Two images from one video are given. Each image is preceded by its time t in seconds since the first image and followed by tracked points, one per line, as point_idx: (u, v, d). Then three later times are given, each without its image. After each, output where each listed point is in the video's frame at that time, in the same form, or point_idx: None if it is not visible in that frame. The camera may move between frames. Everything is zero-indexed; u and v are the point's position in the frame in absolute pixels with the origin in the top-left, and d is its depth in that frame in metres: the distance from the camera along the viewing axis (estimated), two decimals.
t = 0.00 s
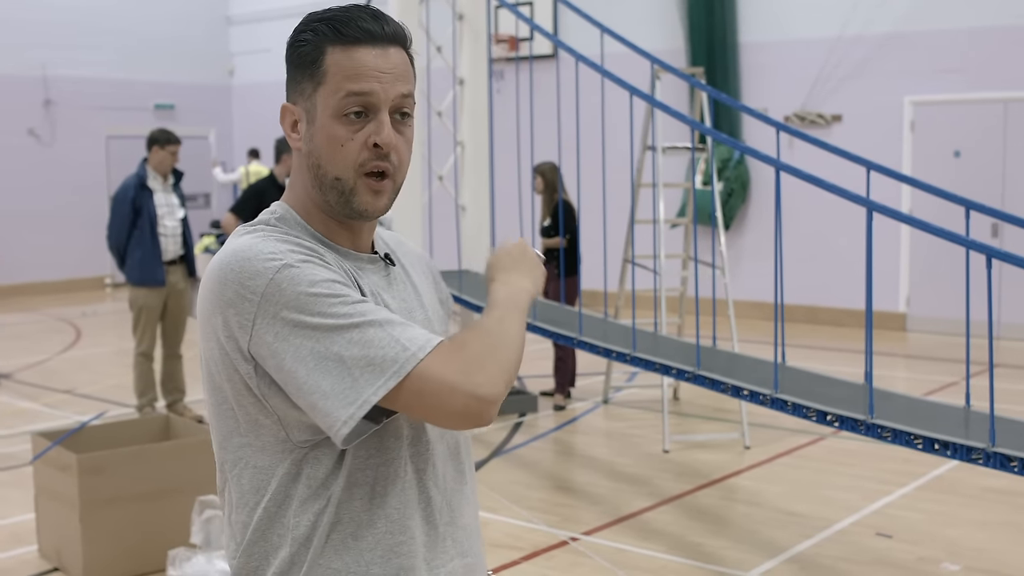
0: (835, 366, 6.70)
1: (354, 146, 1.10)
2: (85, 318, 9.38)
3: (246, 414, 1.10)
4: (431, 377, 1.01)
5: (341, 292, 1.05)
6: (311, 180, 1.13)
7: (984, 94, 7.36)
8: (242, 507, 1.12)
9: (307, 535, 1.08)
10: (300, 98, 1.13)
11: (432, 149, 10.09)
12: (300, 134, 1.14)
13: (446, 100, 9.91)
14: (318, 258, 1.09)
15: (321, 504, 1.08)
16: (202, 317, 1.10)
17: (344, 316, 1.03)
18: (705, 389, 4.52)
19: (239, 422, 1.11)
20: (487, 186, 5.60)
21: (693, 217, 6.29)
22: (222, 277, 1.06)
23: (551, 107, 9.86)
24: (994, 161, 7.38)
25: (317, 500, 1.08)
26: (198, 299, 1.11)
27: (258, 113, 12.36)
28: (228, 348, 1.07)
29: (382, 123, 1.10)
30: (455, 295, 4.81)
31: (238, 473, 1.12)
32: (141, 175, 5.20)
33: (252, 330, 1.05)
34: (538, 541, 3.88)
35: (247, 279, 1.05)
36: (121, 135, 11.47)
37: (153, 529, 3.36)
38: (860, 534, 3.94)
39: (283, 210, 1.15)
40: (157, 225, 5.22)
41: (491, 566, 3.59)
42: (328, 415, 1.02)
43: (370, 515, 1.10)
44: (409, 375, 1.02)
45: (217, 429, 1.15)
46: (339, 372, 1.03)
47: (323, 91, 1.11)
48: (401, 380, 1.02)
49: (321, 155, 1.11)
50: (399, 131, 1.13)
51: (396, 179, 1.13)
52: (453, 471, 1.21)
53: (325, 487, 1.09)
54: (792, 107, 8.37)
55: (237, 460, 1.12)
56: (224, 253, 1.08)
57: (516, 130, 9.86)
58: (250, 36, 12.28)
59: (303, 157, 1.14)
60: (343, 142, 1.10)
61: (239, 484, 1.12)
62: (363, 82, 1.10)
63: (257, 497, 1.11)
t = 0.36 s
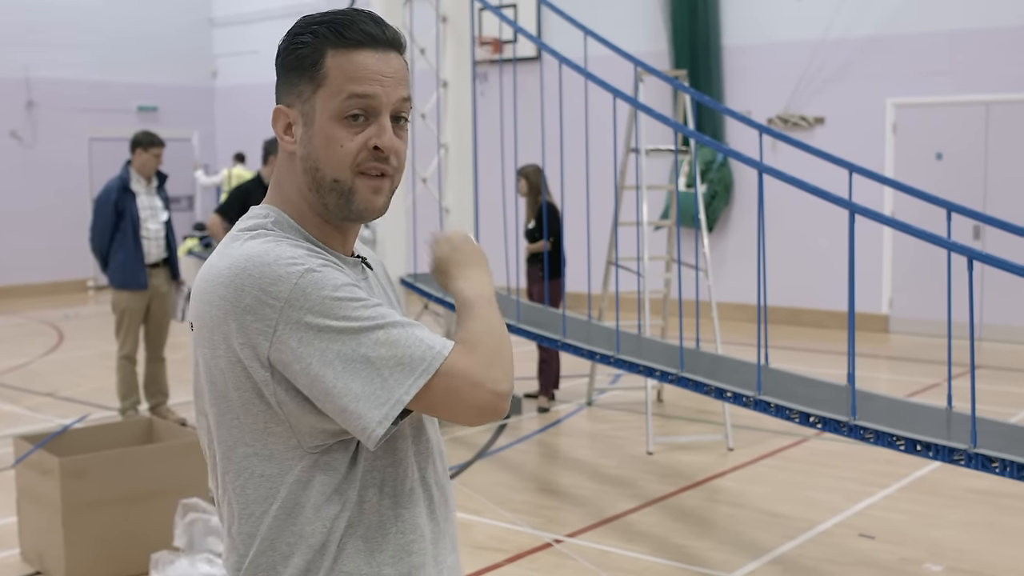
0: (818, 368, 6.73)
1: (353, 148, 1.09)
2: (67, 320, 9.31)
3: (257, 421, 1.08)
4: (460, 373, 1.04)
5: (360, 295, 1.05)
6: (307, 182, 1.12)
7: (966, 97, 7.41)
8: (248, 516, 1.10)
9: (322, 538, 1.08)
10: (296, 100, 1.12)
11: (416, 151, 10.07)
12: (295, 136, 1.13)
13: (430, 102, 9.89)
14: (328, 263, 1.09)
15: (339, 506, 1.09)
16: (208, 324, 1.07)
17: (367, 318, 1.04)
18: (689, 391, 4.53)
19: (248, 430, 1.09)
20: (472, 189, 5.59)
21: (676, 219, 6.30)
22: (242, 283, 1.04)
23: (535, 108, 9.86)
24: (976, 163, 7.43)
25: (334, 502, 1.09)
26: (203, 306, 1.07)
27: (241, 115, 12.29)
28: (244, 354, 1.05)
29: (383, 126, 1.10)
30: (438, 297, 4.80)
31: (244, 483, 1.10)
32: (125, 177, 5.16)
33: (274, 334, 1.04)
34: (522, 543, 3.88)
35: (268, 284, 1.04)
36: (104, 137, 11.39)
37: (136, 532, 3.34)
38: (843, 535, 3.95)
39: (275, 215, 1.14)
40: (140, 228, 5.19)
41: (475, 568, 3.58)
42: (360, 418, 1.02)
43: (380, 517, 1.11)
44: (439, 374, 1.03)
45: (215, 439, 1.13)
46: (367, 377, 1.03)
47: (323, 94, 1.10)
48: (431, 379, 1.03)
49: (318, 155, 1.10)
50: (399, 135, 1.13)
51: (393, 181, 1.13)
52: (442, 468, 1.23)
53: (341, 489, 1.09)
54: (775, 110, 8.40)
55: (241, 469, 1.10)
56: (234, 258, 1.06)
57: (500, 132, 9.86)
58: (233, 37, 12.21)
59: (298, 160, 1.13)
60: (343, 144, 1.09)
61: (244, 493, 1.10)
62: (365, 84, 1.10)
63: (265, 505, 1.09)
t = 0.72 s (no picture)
0: (801, 368, 6.76)
1: (320, 152, 1.08)
2: (49, 322, 9.24)
3: (234, 422, 1.07)
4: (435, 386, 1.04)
5: (339, 299, 1.04)
6: (277, 187, 1.11)
7: (947, 98, 7.47)
8: (223, 515, 1.09)
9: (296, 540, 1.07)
10: (266, 105, 1.11)
11: (399, 153, 10.05)
12: (267, 141, 1.12)
13: (414, 103, 9.87)
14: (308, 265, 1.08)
15: (314, 509, 1.08)
16: (187, 322, 1.06)
17: (345, 323, 1.03)
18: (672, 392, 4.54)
19: (225, 430, 1.08)
20: (455, 190, 5.59)
21: (660, 221, 6.30)
22: (220, 282, 1.03)
23: (518, 109, 9.85)
24: (957, 165, 7.49)
25: (309, 505, 1.08)
26: (183, 303, 1.06)
27: (224, 116, 12.23)
28: (221, 354, 1.04)
29: (349, 129, 1.09)
30: (422, 298, 4.79)
31: (218, 482, 1.08)
32: (107, 178, 5.13)
33: (252, 336, 1.02)
34: (506, 544, 3.88)
35: (247, 284, 1.02)
36: (86, 138, 11.30)
37: (119, 534, 3.31)
38: (826, 535, 3.97)
39: (255, 215, 1.13)
40: (123, 230, 5.15)
41: (459, 569, 3.57)
42: (334, 423, 1.01)
43: (356, 520, 1.11)
44: (413, 384, 1.03)
45: (191, 438, 1.11)
46: (343, 381, 1.02)
47: (289, 98, 1.09)
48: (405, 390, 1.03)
49: (286, 161, 1.09)
50: (368, 138, 1.12)
51: (366, 184, 1.12)
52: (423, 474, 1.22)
53: (317, 492, 1.08)
54: (759, 111, 8.44)
55: (217, 469, 1.08)
56: (213, 256, 1.05)
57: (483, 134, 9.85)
58: (217, 38, 12.16)
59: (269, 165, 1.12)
60: (309, 149, 1.08)
61: (220, 493, 1.08)
62: (329, 88, 1.09)
63: (239, 505, 1.08)
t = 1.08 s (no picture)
0: (785, 368, 6.80)
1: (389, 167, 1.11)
2: (32, 323, 9.18)
3: (268, 427, 1.02)
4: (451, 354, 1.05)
5: (368, 284, 1.03)
6: (337, 197, 1.09)
7: (931, 99, 7.51)
8: (259, 525, 1.04)
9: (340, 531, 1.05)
10: (346, 119, 1.05)
11: (383, 154, 10.02)
12: (335, 154, 1.06)
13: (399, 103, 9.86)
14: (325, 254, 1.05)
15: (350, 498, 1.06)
16: (217, 332, 1.01)
17: (381, 306, 1.02)
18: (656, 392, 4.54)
19: (265, 438, 1.03)
20: (439, 191, 5.57)
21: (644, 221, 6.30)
22: (262, 287, 0.99)
23: (503, 109, 9.85)
24: (941, 165, 7.53)
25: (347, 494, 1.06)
26: (212, 313, 1.01)
27: (207, 116, 12.18)
28: (265, 358, 1.00)
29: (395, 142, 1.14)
30: (406, 298, 4.78)
31: (258, 491, 1.04)
32: (91, 179, 5.10)
33: (299, 334, 0.99)
34: (491, 545, 3.87)
35: (288, 283, 0.99)
36: (70, 138, 11.23)
37: (102, 537, 3.28)
38: (810, 535, 3.98)
39: (250, 223, 1.06)
40: (108, 230, 5.12)
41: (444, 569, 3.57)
42: (392, 407, 1.01)
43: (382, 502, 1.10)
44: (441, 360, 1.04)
45: (214, 455, 1.05)
46: (390, 366, 1.01)
47: (373, 116, 1.08)
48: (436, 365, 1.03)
49: (359, 172, 1.09)
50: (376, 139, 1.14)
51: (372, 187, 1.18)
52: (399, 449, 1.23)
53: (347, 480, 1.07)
54: (742, 112, 8.47)
55: (252, 480, 1.03)
56: (245, 261, 1.00)
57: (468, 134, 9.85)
58: (200, 38, 12.09)
59: (332, 178, 1.08)
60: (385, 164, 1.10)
61: (257, 504, 1.04)
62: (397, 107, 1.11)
63: (283, 510, 1.04)
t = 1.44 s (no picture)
0: (779, 369, 6.81)
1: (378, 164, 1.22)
2: (25, 323, 9.15)
3: (344, 411, 1.12)
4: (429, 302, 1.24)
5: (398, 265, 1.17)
6: (341, 193, 1.20)
7: (924, 101, 7.53)
8: (330, 501, 1.13)
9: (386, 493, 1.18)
10: (354, 123, 1.16)
11: (376, 154, 10.01)
12: (345, 156, 1.17)
13: (392, 104, 9.84)
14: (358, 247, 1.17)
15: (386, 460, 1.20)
16: (307, 329, 1.09)
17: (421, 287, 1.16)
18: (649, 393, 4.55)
19: (348, 418, 1.13)
20: (432, 191, 5.57)
21: (638, 222, 6.30)
22: (355, 283, 1.09)
23: (496, 110, 9.84)
24: (933, 166, 7.55)
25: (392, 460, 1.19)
26: (303, 310, 1.08)
27: (200, 116, 12.15)
28: (351, 347, 1.10)
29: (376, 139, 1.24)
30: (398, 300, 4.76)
31: (337, 469, 1.13)
32: (90, 179, 5.09)
33: (381, 321, 1.11)
34: (484, 546, 3.86)
35: (370, 275, 1.10)
36: (63, 139, 11.20)
37: (95, 537, 3.27)
38: (803, 536, 3.98)
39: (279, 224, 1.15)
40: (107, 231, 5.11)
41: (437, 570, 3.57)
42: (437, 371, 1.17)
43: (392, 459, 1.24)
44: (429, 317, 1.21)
45: (296, 447, 1.11)
46: (433, 338, 1.17)
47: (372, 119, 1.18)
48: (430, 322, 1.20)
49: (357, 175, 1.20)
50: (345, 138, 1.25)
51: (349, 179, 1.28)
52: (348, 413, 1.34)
53: (379, 448, 1.19)
54: (735, 113, 8.47)
55: (331, 461, 1.12)
56: (329, 259, 1.10)
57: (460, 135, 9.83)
58: (193, 38, 12.06)
59: (340, 177, 1.18)
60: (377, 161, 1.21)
61: (330, 483, 1.13)
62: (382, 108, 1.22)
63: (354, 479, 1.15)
